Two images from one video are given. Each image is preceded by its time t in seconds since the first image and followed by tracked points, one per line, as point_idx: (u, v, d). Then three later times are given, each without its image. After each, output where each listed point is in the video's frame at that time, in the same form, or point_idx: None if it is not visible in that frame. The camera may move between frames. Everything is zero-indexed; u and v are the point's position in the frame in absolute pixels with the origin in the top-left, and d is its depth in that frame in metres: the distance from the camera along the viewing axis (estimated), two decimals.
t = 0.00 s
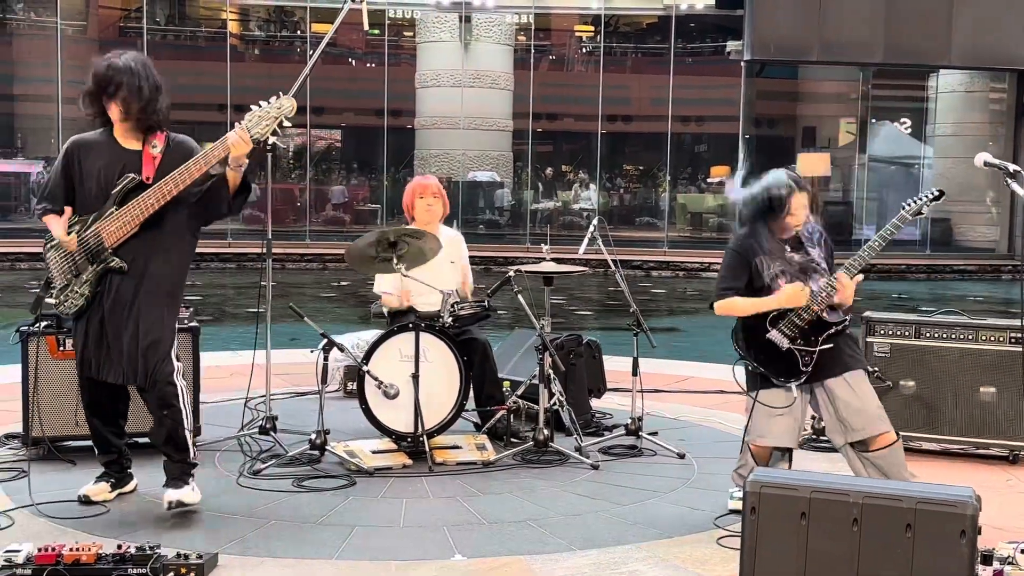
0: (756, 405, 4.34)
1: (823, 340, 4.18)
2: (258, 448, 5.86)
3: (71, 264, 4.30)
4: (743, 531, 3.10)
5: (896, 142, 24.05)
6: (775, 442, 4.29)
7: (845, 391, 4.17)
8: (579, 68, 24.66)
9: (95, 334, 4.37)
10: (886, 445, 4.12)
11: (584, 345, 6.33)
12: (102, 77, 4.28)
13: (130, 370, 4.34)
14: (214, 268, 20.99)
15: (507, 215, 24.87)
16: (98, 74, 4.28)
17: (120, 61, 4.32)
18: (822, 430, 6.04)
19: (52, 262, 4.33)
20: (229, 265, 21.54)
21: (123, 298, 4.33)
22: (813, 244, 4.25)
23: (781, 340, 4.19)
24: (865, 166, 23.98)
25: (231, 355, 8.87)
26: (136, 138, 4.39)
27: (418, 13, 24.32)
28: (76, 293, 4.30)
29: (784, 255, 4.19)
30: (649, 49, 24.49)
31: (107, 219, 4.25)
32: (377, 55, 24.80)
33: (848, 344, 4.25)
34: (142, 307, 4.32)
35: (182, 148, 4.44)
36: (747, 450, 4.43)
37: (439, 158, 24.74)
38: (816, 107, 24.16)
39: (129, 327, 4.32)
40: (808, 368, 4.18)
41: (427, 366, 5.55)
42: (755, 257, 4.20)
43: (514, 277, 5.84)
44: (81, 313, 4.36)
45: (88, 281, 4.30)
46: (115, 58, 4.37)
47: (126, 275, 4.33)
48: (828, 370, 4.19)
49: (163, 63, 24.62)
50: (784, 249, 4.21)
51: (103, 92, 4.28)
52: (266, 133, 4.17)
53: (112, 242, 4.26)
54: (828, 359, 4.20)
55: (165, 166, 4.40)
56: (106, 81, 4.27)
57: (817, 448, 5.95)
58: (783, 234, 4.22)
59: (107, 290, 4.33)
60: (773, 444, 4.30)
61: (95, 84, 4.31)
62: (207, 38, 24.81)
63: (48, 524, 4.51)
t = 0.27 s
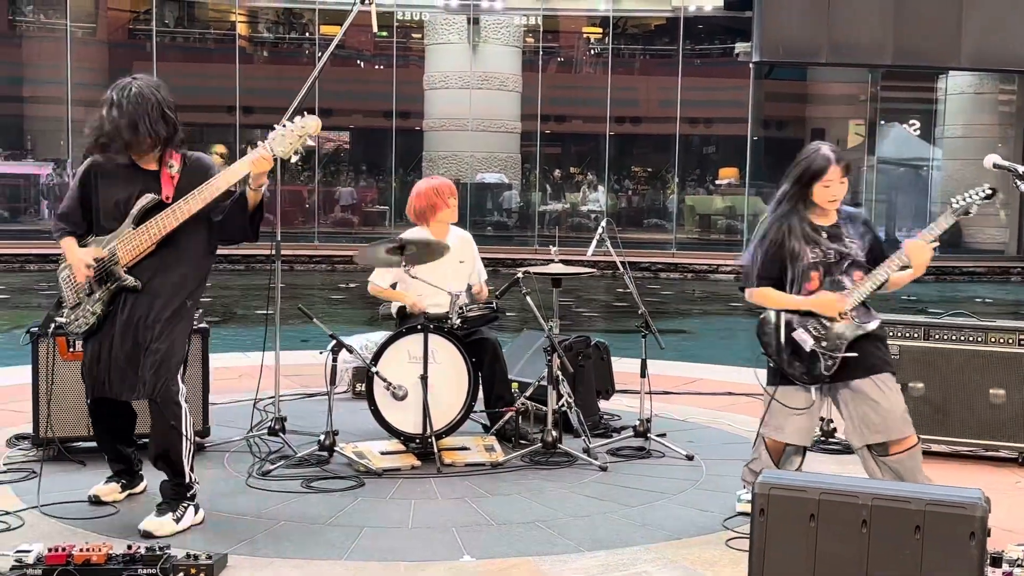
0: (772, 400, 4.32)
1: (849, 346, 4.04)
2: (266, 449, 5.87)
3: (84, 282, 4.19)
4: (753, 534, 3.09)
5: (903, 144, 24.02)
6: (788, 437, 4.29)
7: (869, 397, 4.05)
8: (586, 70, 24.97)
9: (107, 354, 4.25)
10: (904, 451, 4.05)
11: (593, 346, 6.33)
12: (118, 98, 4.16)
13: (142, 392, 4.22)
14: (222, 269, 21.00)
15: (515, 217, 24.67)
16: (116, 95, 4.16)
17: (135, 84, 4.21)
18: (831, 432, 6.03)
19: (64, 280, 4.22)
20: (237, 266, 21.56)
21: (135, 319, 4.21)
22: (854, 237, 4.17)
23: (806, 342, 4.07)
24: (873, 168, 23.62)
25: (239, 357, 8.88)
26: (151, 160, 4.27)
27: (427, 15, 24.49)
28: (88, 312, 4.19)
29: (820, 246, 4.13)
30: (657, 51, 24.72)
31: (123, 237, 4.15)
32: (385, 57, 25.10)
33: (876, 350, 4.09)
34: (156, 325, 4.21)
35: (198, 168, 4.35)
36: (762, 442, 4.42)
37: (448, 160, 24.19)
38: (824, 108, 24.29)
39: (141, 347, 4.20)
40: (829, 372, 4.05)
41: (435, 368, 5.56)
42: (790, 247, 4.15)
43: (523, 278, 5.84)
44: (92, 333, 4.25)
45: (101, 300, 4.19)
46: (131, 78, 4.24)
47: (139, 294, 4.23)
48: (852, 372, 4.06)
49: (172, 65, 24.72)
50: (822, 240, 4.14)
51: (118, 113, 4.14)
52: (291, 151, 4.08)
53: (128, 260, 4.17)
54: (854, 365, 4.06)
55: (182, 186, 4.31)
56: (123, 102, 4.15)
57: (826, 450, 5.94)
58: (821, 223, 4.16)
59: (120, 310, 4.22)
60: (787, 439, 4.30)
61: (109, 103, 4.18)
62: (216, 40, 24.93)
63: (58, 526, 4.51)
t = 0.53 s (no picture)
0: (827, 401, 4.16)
1: (913, 354, 3.82)
2: (273, 450, 5.88)
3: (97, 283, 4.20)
4: (759, 535, 3.09)
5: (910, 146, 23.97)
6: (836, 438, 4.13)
7: (922, 406, 3.82)
8: (594, 72, 24.85)
9: (118, 355, 4.26)
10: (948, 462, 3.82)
11: (600, 348, 6.32)
12: (130, 94, 4.19)
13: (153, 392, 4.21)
14: (229, 271, 21.09)
15: (521, 219, 24.73)
16: (128, 94, 4.20)
17: (152, 86, 4.22)
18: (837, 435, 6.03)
19: (76, 280, 4.22)
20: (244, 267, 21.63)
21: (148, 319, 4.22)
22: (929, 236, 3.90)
23: (865, 348, 3.88)
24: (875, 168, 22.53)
25: (247, 358, 8.92)
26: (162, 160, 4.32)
27: (433, 17, 24.46)
28: (100, 314, 4.18)
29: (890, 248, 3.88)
30: (664, 52, 24.50)
31: (137, 239, 4.18)
32: (391, 59, 25.09)
33: (945, 359, 3.85)
34: (168, 327, 4.22)
35: (208, 171, 4.41)
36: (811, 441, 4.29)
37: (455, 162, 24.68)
38: (831, 111, 24.40)
39: (152, 347, 4.20)
40: (891, 381, 3.87)
41: (442, 369, 5.56)
42: (855, 251, 3.91)
43: (529, 280, 5.83)
44: (104, 334, 4.24)
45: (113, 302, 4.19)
46: (143, 77, 4.30)
47: (152, 295, 4.24)
48: (915, 381, 3.83)
49: (179, 66, 24.83)
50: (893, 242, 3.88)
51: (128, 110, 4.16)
52: (311, 154, 4.34)
53: (142, 261, 4.19)
54: (918, 374, 3.83)
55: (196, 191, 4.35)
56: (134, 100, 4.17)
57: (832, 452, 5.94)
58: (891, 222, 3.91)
59: (132, 312, 4.23)
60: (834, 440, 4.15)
61: (121, 100, 4.21)
62: (224, 42, 25.03)
63: (66, 527, 4.53)
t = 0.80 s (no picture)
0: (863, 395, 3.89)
1: (935, 332, 3.72)
2: (277, 451, 5.88)
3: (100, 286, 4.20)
4: (762, 537, 3.09)
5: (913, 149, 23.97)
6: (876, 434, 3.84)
7: (939, 397, 3.75)
8: (598, 74, 24.90)
9: (125, 357, 4.27)
10: (956, 457, 3.80)
11: (604, 350, 6.32)
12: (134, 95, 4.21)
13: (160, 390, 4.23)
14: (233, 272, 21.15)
15: (526, 220, 24.84)
16: (130, 95, 4.22)
17: (150, 88, 4.23)
18: (841, 437, 6.02)
19: (76, 286, 4.20)
20: (249, 268, 21.68)
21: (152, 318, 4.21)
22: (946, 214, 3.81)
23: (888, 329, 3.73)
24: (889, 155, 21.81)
25: (251, 358, 8.94)
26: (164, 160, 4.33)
27: (438, 18, 24.66)
28: (105, 316, 4.18)
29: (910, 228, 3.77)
30: (668, 54, 24.49)
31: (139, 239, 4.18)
32: (396, 60, 25.14)
33: (966, 342, 3.75)
34: (171, 325, 4.23)
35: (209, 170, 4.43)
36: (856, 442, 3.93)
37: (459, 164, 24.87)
38: (836, 112, 24.35)
39: (157, 347, 4.21)
40: (915, 363, 3.72)
41: (446, 370, 5.56)
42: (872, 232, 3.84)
43: (534, 282, 5.83)
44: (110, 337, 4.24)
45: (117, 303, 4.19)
46: (144, 80, 4.32)
47: (155, 294, 4.24)
48: (937, 362, 3.73)
49: (183, 67, 24.86)
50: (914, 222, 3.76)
51: (130, 111, 4.18)
52: (308, 139, 4.39)
53: (144, 261, 4.20)
54: (939, 357, 3.73)
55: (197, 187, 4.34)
56: (138, 101, 4.18)
57: (836, 454, 5.94)
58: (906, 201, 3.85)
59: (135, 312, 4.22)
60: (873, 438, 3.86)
61: (123, 102, 4.23)
62: (228, 43, 25.03)
63: (70, 527, 4.53)
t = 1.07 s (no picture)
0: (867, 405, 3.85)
1: (938, 334, 3.74)
2: (279, 451, 5.89)
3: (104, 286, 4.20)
4: (765, 538, 3.10)
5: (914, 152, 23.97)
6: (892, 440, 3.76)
7: (953, 394, 3.74)
8: (600, 75, 24.92)
9: (128, 356, 4.27)
10: (991, 447, 3.74)
11: (606, 350, 6.32)
12: (139, 93, 4.22)
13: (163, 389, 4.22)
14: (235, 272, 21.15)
15: (528, 222, 24.82)
16: (134, 92, 4.22)
17: (156, 84, 4.26)
18: (843, 437, 6.02)
19: (79, 286, 4.21)
20: (250, 269, 21.70)
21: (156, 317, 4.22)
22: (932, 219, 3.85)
23: (892, 334, 3.74)
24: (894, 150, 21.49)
25: (253, 358, 8.95)
26: (166, 159, 4.33)
27: (440, 19, 24.68)
28: (109, 316, 4.18)
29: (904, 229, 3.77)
30: (670, 55, 24.51)
31: (144, 237, 4.18)
32: (399, 61, 25.16)
33: (969, 342, 3.78)
34: (175, 324, 4.23)
35: (210, 169, 4.43)
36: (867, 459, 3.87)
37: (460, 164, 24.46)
38: (838, 114, 24.39)
39: (161, 345, 4.21)
40: (922, 366, 3.73)
41: (447, 370, 5.56)
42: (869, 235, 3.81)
43: (536, 282, 5.84)
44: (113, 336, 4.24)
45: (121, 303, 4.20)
46: (147, 77, 4.32)
47: (160, 292, 4.25)
48: (941, 365, 3.75)
49: (185, 68, 24.87)
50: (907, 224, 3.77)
51: (135, 108, 4.18)
52: (314, 141, 4.39)
53: (147, 260, 4.21)
54: (945, 358, 3.75)
55: (198, 186, 4.35)
56: (143, 99, 4.19)
57: (838, 456, 5.93)
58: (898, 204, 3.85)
59: (139, 311, 4.23)
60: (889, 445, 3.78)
61: (127, 100, 4.23)
62: (230, 43, 25.01)
63: (73, 526, 4.53)
